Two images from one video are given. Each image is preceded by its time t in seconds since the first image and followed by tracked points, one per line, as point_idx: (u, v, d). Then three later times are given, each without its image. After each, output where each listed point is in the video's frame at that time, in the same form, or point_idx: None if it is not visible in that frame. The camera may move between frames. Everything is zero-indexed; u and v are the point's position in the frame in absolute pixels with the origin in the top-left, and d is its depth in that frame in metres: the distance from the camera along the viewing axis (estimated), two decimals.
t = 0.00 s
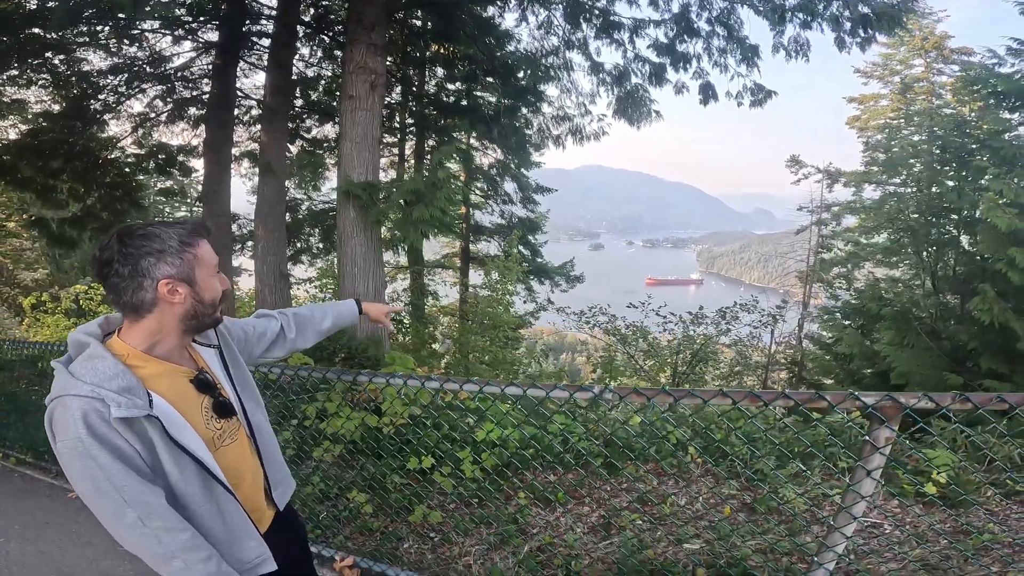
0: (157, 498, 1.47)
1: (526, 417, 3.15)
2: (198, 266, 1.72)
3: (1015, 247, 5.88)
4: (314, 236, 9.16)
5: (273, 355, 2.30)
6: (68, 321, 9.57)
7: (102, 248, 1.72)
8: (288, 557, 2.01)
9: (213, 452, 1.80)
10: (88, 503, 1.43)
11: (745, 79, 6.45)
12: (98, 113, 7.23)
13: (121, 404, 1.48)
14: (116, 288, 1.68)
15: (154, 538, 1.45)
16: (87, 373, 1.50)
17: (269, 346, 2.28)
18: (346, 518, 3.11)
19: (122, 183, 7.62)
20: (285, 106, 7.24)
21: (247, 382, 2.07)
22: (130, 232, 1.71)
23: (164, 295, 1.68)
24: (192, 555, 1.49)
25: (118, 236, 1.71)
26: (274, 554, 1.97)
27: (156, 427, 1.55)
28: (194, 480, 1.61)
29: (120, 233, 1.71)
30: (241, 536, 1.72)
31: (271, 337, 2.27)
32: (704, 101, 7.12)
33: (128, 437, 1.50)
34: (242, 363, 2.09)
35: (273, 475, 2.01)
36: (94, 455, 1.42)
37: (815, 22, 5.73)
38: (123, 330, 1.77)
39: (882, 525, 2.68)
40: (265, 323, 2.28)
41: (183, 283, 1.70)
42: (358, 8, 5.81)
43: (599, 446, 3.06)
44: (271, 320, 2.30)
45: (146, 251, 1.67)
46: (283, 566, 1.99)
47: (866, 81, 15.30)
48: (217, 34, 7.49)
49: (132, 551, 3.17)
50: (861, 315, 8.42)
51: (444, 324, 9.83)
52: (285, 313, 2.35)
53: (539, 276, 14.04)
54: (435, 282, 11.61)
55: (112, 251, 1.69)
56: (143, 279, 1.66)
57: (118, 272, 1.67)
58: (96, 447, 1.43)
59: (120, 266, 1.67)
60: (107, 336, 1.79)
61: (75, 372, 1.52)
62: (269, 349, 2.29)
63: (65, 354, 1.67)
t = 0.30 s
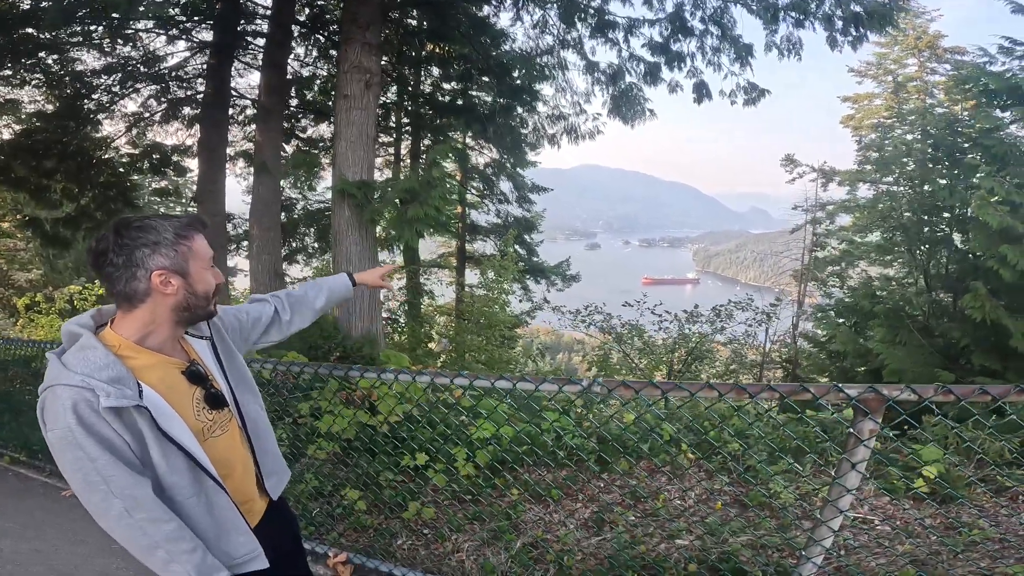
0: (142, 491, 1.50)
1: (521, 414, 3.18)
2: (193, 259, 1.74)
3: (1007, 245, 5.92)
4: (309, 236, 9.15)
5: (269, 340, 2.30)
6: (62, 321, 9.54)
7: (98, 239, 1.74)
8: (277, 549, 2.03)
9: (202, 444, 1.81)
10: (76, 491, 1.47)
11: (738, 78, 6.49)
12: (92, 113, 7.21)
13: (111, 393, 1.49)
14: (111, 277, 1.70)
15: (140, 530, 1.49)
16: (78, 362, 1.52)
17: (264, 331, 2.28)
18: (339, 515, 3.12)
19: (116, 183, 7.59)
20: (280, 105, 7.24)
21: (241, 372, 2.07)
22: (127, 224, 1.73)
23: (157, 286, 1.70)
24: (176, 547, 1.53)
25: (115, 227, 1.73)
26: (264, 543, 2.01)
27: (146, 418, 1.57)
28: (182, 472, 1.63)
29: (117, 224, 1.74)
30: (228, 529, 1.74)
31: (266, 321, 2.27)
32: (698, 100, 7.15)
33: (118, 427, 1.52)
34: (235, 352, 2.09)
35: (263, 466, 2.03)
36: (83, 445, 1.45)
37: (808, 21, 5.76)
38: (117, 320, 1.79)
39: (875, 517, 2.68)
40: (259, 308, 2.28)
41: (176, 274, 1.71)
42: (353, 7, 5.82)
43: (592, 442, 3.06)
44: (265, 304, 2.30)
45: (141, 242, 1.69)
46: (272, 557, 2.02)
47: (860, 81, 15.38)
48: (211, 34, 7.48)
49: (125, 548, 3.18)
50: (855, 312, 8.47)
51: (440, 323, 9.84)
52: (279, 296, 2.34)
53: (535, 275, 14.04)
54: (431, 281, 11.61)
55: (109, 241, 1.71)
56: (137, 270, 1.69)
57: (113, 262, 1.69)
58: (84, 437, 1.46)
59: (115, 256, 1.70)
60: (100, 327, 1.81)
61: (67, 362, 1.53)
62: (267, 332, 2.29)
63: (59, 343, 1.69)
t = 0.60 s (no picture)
0: (134, 486, 1.49)
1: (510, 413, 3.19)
2: (181, 257, 1.75)
3: (995, 244, 5.96)
4: (302, 236, 9.13)
5: (249, 330, 2.30)
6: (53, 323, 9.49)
7: (86, 237, 1.74)
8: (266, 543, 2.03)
9: (192, 439, 1.81)
10: (68, 489, 1.46)
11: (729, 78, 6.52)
12: (83, 113, 7.18)
13: (103, 391, 1.50)
14: (99, 276, 1.69)
15: (134, 525, 1.47)
16: (69, 360, 1.52)
17: (246, 322, 2.28)
18: (328, 515, 3.16)
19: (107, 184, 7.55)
20: (272, 105, 7.22)
21: (226, 368, 2.08)
22: (115, 223, 1.72)
23: (146, 284, 1.70)
24: (171, 543, 1.51)
25: (102, 225, 1.73)
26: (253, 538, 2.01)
27: (137, 414, 1.57)
28: (174, 467, 1.63)
29: (104, 224, 1.73)
30: (220, 524, 1.74)
31: (246, 312, 2.27)
32: (690, 100, 7.18)
33: (109, 424, 1.52)
34: (219, 348, 2.10)
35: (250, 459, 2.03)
36: (76, 441, 1.45)
37: (798, 20, 5.79)
38: (104, 319, 1.78)
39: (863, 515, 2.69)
40: (238, 299, 2.28)
41: (165, 272, 1.72)
42: (345, 7, 5.81)
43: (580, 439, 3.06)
44: (244, 295, 2.30)
45: (130, 241, 1.69)
46: (261, 552, 2.01)
47: (852, 81, 15.45)
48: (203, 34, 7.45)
49: (113, 547, 3.18)
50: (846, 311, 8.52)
51: (434, 323, 9.82)
52: (257, 286, 2.35)
53: (529, 275, 14.11)
54: (425, 281, 11.60)
55: (97, 240, 1.71)
56: (127, 268, 1.69)
57: (101, 261, 1.69)
58: (77, 434, 1.46)
59: (103, 254, 1.69)
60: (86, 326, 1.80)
61: (57, 360, 1.54)
62: (247, 323, 2.29)
63: (46, 342, 1.68)
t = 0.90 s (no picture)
0: (136, 486, 1.49)
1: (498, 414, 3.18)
2: (169, 256, 1.73)
3: (978, 242, 6.03)
4: (291, 238, 9.07)
5: (233, 328, 2.29)
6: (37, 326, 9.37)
7: (71, 239, 1.71)
8: (267, 540, 2.02)
9: (190, 438, 1.80)
10: (70, 491, 1.45)
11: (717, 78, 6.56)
12: (67, 114, 7.09)
13: (101, 391, 1.48)
14: (88, 277, 1.67)
15: (137, 525, 1.48)
16: (65, 362, 1.51)
17: (229, 321, 2.27)
18: (316, 518, 3.13)
19: (92, 185, 7.46)
20: (259, 106, 7.17)
21: (217, 367, 2.06)
22: (99, 224, 1.70)
23: (135, 284, 1.68)
24: (173, 543, 1.53)
25: (86, 226, 1.70)
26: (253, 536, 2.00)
27: (135, 414, 1.56)
28: (173, 466, 1.62)
29: (89, 224, 1.70)
30: (221, 522, 1.73)
31: (229, 310, 2.26)
32: (679, 99, 7.22)
33: (108, 424, 1.51)
34: (209, 346, 2.08)
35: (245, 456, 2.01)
36: (76, 443, 1.44)
37: (785, 20, 5.83)
38: (93, 320, 1.75)
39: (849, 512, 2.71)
40: (220, 298, 2.26)
41: (154, 271, 1.70)
42: (333, 7, 5.78)
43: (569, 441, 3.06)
44: (225, 294, 2.28)
45: (117, 241, 1.67)
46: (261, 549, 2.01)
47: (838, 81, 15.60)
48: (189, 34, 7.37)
49: (99, 551, 3.13)
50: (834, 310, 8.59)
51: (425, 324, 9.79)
52: (236, 284, 2.34)
53: (519, 274, 13.99)
54: (416, 282, 11.56)
55: (83, 242, 1.68)
56: (115, 269, 1.66)
57: (89, 262, 1.66)
58: (77, 435, 1.45)
59: (91, 256, 1.66)
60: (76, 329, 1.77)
61: (51, 363, 1.53)
62: (230, 321, 2.28)
63: (37, 346, 1.65)
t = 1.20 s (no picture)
0: (145, 489, 1.51)
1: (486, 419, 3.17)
2: (160, 262, 1.67)
3: (959, 239, 6.10)
4: (275, 240, 8.97)
5: (238, 332, 2.26)
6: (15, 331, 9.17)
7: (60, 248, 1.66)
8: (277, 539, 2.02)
9: (196, 442, 1.79)
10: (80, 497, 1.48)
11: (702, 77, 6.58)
12: (43, 115, 6.95)
13: (104, 397, 1.50)
14: (79, 288, 1.63)
15: (149, 527, 1.51)
16: (67, 371, 1.52)
17: (232, 326, 2.22)
18: (302, 527, 3.08)
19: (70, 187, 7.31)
20: (240, 107, 7.07)
21: (218, 370, 2.01)
22: (87, 232, 1.64)
23: (129, 292, 1.63)
24: (187, 543, 1.55)
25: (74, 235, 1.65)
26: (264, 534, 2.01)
27: (141, 418, 1.57)
28: (180, 470, 1.62)
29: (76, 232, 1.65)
30: (230, 523, 1.73)
31: (232, 315, 2.21)
32: (664, 99, 7.24)
33: (114, 429, 1.53)
34: (210, 350, 2.04)
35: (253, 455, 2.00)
36: (84, 448, 1.47)
37: (769, 19, 5.86)
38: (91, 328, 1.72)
39: (837, 516, 2.72)
40: (223, 303, 2.21)
41: (147, 278, 1.65)
42: (316, 7, 5.71)
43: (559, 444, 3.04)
44: (228, 299, 2.23)
45: (106, 249, 1.62)
46: (271, 546, 2.02)
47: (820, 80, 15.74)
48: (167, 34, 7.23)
49: (79, 560, 3.08)
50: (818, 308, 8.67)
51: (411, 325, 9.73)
52: (240, 289, 2.29)
53: (507, 275, 14.23)
54: (402, 283, 11.48)
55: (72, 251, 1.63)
56: (107, 277, 1.61)
57: (80, 273, 1.62)
58: (83, 441, 1.47)
59: (82, 266, 1.62)
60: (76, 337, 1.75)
61: (53, 371, 1.54)
62: (234, 326, 2.24)
63: (36, 356, 1.64)
